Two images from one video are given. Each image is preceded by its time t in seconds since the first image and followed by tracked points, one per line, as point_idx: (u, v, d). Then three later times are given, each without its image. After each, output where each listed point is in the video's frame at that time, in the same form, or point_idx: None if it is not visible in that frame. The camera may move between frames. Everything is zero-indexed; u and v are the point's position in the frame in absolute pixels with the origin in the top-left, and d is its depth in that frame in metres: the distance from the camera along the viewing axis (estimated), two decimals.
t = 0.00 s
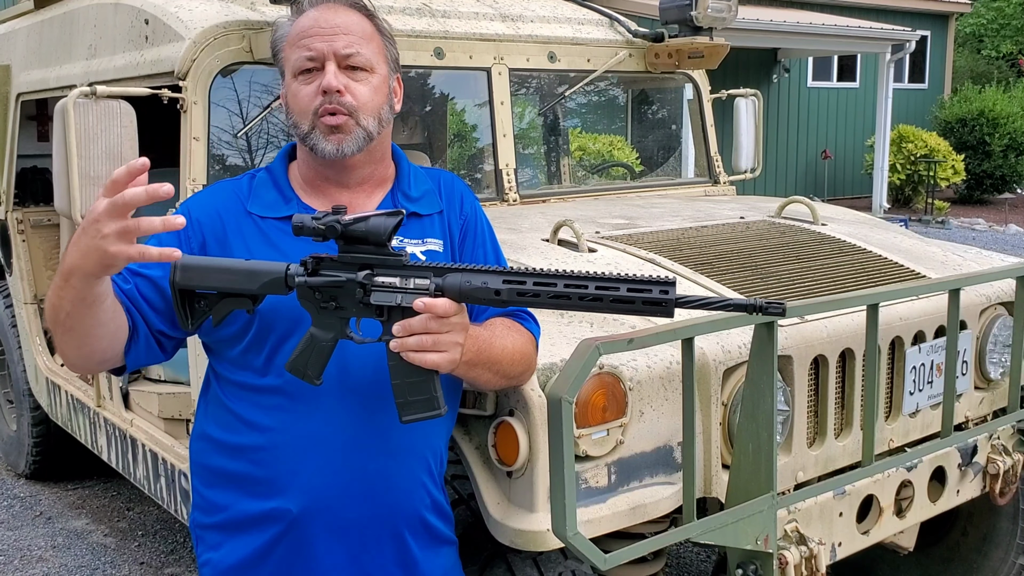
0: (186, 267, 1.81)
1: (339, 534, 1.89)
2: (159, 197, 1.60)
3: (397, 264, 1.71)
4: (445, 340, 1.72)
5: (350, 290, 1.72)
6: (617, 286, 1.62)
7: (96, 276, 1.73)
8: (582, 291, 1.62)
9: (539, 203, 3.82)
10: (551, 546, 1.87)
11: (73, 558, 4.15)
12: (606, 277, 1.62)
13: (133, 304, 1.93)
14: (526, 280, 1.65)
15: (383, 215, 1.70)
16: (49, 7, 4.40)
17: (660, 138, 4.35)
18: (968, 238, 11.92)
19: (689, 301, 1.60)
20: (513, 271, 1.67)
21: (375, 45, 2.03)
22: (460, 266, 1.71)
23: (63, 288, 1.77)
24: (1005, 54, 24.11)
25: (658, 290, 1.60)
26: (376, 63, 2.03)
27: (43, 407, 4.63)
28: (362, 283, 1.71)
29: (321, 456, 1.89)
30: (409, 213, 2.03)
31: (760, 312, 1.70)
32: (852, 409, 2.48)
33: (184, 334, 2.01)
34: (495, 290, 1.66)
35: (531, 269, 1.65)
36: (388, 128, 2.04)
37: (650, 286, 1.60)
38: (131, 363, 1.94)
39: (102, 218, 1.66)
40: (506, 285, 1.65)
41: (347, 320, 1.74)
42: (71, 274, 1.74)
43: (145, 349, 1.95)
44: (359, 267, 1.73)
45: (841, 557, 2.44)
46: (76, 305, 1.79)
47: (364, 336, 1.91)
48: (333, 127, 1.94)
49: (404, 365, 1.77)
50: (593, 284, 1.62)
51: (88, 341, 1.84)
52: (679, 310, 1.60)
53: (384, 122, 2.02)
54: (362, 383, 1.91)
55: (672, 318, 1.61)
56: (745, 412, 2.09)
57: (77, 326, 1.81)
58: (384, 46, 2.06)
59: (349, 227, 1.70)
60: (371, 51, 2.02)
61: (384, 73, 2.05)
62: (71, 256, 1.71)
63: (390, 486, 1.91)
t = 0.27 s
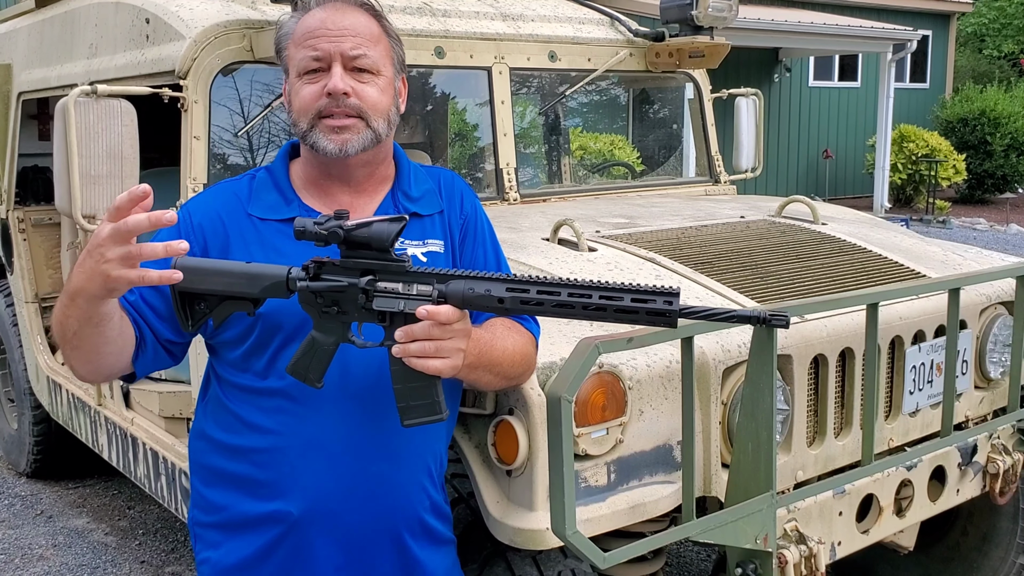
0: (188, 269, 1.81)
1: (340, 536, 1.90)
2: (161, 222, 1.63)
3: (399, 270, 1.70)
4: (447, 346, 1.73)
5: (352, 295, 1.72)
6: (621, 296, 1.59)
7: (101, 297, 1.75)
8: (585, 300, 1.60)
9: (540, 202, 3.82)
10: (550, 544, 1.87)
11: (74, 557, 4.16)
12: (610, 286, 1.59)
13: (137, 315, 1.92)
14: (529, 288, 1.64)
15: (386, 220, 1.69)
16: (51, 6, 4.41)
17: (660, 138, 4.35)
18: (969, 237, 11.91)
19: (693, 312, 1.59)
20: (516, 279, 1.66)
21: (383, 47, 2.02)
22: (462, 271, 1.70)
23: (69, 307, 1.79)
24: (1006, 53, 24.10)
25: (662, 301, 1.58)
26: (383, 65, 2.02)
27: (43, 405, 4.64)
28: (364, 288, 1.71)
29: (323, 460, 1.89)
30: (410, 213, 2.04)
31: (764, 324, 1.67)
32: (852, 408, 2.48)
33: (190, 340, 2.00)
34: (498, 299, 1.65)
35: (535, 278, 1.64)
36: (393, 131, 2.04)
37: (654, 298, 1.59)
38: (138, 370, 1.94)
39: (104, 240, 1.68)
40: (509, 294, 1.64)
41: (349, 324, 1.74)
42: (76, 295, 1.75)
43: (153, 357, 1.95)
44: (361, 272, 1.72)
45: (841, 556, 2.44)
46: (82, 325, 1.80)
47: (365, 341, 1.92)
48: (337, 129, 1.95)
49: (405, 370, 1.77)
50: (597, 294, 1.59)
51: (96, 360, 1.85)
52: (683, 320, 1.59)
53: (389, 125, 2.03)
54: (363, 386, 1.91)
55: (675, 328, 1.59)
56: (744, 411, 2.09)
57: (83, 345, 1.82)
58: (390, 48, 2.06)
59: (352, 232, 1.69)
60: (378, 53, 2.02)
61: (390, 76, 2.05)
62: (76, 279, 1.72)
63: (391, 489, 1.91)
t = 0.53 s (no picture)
0: (192, 268, 1.82)
1: (342, 534, 1.90)
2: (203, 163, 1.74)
3: (403, 270, 1.70)
4: (451, 345, 1.73)
5: (356, 294, 1.72)
6: (626, 295, 1.58)
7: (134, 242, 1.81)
8: (590, 300, 1.59)
9: (541, 201, 3.82)
10: (550, 543, 1.87)
11: (75, 555, 4.16)
12: (614, 286, 1.59)
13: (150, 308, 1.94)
14: (533, 287, 1.64)
15: (391, 219, 1.69)
16: (53, 5, 4.41)
17: (661, 138, 4.35)
18: (970, 237, 11.90)
19: (697, 311, 1.59)
20: (520, 278, 1.65)
21: (385, 46, 2.02)
22: (467, 270, 1.70)
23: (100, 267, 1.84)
24: (1008, 53, 24.06)
25: (666, 300, 1.58)
26: (385, 64, 2.02)
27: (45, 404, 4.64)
28: (368, 288, 1.71)
29: (324, 457, 1.89)
30: (411, 212, 2.04)
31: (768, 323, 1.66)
32: (852, 407, 2.48)
33: (195, 337, 2.02)
34: (503, 298, 1.65)
35: (539, 277, 1.64)
36: (393, 130, 2.04)
37: (658, 297, 1.58)
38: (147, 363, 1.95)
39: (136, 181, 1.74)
40: (514, 293, 1.64)
41: (352, 323, 1.75)
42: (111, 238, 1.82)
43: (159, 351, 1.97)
44: (366, 271, 1.72)
45: (841, 555, 2.44)
46: (108, 280, 1.83)
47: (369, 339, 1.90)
48: (338, 128, 1.95)
49: (409, 369, 1.77)
50: (601, 293, 1.59)
51: (111, 327, 1.85)
52: (687, 319, 1.59)
53: (389, 125, 2.02)
54: (364, 384, 1.91)
55: (679, 327, 1.60)
56: (745, 411, 2.09)
57: (103, 307, 1.84)
58: (393, 47, 2.06)
59: (356, 231, 1.69)
60: (380, 52, 2.01)
61: (391, 75, 2.04)
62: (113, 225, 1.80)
63: (392, 486, 1.91)
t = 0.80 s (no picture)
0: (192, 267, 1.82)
1: (340, 532, 1.90)
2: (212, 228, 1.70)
3: (404, 267, 1.70)
4: (451, 343, 1.73)
5: (357, 292, 1.72)
6: (625, 292, 1.59)
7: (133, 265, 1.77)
8: (589, 296, 1.60)
9: (542, 201, 3.82)
10: (551, 542, 1.87)
11: (77, 555, 4.17)
12: (614, 282, 1.60)
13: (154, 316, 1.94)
14: (533, 284, 1.64)
15: (391, 216, 1.70)
16: (54, 5, 4.42)
17: (663, 138, 4.35)
18: (972, 237, 11.88)
19: (697, 307, 1.58)
20: (520, 276, 1.65)
21: (390, 49, 2.02)
22: (467, 268, 1.70)
23: (100, 287, 1.81)
24: (1010, 53, 24.04)
25: (666, 296, 1.57)
26: (389, 67, 2.02)
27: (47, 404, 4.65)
28: (368, 285, 1.71)
29: (322, 455, 1.89)
30: (411, 211, 2.04)
31: (767, 318, 1.68)
32: (853, 407, 2.48)
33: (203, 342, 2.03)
34: (503, 295, 1.65)
35: (540, 274, 1.64)
36: (396, 133, 2.05)
37: (658, 293, 1.57)
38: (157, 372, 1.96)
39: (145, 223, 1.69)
40: (514, 290, 1.65)
41: (353, 322, 1.75)
42: (110, 265, 1.77)
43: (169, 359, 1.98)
44: (366, 269, 1.73)
45: (842, 554, 2.44)
46: (111, 301, 1.81)
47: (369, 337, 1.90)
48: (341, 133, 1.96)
49: (410, 367, 1.77)
50: (601, 290, 1.60)
51: (120, 344, 1.84)
52: (686, 316, 1.58)
53: (392, 128, 2.03)
54: (363, 382, 1.91)
55: (679, 323, 1.59)
56: (745, 410, 2.09)
57: (109, 327, 1.82)
58: (398, 49, 2.05)
59: (357, 228, 1.70)
60: (385, 55, 2.01)
61: (396, 78, 2.04)
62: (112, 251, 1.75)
63: (391, 485, 1.91)
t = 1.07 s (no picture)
0: (190, 269, 1.82)
1: (342, 530, 1.90)
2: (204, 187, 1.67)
3: (400, 266, 1.71)
4: (448, 341, 1.73)
5: (353, 291, 1.72)
6: (620, 287, 1.60)
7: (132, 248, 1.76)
8: (585, 291, 1.61)
9: (543, 200, 3.82)
10: (552, 541, 1.87)
11: (77, 554, 4.17)
12: (609, 277, 1.61)
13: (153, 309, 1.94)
14: (529, 281, 1.64)
15: (386, 216, 1.69)
16: (55, 4, 4.42)
17: (664, 137, 4.35)
18: (973, 236, 11.87)
19: (693, 300, 1.57)
20: (516, 273, 1.66)
21: (400, 48, 2.02)
22: (463, 267, 1.71)
23: (98, 273, 1.80)
24: (1012, 52, 24.02)
25: (662, 290, 1.58)
26: (399, 66, 2.03)
27: (48, 402, 4.65)
28: (365, 284, 1.71)
29: (323, 454, 1.89)
30: (413, 209, 2.04)
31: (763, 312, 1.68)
32: (854, 405, 2.48)
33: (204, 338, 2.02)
34: (499, 292, 1.65)
35: (535, 271, 1.64)
36: (402, 131, 2.04)
37: (654, 287, 1.58)
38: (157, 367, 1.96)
39: (141, 199, 1.69)
40: (510, 287, 1.65)
41: (350, 321, 1.75)
42: (108, 249, 1.77)
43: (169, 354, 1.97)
44: (362, 268, 1.73)
45: (843, 553, 2.44)
46: (109, 289, 1.80)
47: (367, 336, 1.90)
48: (350, 123, 1.95)
49: (408, 366, 1.77)
50: (596, 285, 1.61)
51: (117, 334, 1.84)
52: (683, 310, 1.57)
53: (399, 125, 2.03)
54: (364, 381, 1.91)
55: (675, 317, 1.58)
56: (745, 409, 2.09)
57: (106, 317, 1.82)
58: (407, 49, 2.06)
59: (352, 229, 1.69)
60: (396, 54, 2.01)
61: (405, 77, 2.05)
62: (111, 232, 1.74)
63: (392, 485, 1.91)
